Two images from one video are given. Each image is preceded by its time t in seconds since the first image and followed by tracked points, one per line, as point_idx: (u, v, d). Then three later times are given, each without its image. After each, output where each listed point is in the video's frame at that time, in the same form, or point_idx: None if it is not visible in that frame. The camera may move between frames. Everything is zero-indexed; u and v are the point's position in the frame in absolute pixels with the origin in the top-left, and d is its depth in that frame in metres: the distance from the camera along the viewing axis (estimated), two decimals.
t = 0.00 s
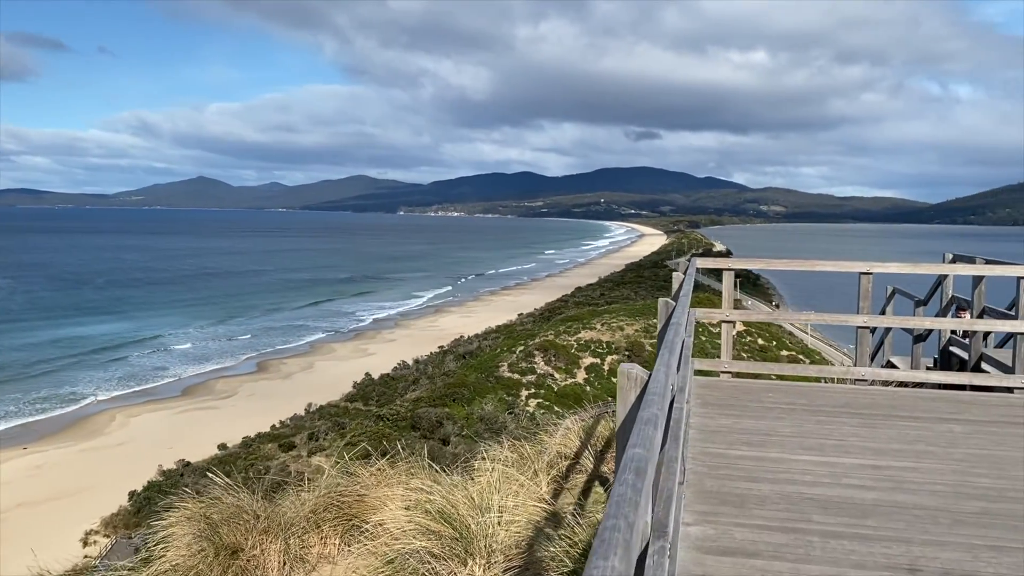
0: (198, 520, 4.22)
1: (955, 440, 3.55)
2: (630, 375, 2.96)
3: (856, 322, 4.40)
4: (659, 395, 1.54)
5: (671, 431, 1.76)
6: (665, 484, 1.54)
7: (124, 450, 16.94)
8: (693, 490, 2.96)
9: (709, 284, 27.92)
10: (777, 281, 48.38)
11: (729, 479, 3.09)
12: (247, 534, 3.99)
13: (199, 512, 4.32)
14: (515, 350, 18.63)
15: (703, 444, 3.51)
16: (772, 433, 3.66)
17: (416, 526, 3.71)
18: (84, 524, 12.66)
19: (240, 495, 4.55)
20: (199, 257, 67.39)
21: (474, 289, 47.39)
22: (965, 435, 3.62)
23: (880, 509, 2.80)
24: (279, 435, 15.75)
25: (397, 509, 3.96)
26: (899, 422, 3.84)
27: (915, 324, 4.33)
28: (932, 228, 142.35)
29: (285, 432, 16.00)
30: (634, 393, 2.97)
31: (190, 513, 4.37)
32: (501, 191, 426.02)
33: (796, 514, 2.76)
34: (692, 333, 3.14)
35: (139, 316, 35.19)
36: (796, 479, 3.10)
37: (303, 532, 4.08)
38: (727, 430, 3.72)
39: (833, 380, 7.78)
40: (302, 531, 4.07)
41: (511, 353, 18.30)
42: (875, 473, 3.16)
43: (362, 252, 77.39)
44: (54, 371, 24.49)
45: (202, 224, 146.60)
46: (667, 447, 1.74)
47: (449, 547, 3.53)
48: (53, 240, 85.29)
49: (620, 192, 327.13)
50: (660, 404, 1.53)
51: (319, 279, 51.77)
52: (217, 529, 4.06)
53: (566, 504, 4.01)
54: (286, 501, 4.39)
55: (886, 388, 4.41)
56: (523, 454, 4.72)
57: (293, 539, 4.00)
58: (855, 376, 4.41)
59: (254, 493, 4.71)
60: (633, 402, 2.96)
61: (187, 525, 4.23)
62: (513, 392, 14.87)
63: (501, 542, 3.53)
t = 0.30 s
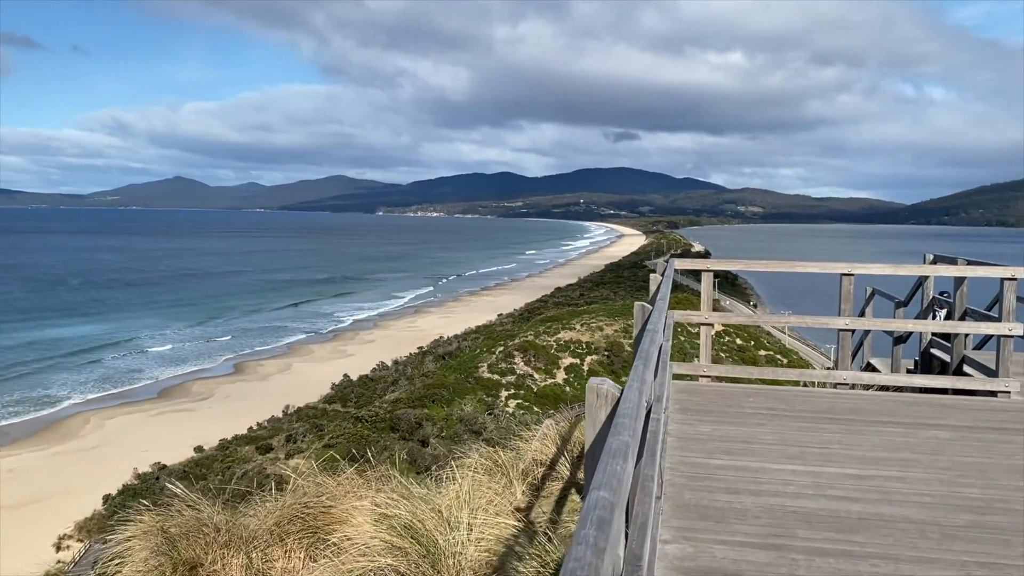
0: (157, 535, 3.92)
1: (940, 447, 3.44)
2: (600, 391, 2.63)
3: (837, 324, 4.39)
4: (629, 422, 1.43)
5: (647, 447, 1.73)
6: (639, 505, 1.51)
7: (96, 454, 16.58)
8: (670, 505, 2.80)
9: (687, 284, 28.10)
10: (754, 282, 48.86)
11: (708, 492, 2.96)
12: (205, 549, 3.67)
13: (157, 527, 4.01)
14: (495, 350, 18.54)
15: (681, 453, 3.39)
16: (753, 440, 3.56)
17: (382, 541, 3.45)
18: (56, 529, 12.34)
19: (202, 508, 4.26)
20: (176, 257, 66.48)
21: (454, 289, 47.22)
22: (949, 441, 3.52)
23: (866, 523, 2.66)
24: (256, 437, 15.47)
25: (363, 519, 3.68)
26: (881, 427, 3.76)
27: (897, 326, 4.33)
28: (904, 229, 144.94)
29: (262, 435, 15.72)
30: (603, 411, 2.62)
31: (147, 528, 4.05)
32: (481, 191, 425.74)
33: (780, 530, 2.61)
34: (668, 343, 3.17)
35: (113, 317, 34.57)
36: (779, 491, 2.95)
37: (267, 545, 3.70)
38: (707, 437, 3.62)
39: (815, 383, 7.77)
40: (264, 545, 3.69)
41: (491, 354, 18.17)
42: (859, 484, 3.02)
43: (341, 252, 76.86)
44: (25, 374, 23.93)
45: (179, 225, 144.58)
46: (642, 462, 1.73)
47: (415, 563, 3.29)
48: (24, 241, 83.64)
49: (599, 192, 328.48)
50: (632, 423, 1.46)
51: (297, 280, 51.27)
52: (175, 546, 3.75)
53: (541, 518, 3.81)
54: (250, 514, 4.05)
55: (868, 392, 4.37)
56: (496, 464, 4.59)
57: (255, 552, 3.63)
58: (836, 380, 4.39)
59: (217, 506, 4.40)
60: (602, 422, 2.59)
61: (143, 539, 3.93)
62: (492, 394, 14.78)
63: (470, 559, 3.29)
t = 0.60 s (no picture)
0: (117, 555, 3.72)
1: (931, 459, 3.28)
2: (572, 425, 1.98)
3: (823, 331, 4.38)
4: (606, 462, 1.08)
5: (625, 473, 1.61)
6: (615, 546, 1.37)
7: (75, 458, 16.28)
8: (653, 525, 2.56)
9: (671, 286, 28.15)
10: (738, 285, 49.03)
11: (693, 510, 2.70)
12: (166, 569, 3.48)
13: (118, 546, 3.81)
14: (479, 352, 18.46)
15: (662, 466, 3.16)
16: (737, 453, 3.35)
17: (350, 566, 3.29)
18: (35, 535, 12.10)
19: (165, 525, 4.04)
20: (158, 259, 65.80)
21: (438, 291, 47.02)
22: (942, 453, 3.35)
23: (857, 544, 2.44)
24: (238, 441, 15.27)
25: (334, 539, 3.49)
26: (870, 438, 3.59)
27: (884, 332, 4.32)
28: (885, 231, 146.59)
29: (244, 438, 15.53)
30: (574, 448, 1.99)
31: (107, 548, 3.84)
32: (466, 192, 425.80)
33: (768, 553, 2.39)
34: (650, 352, 2.87)
35: (94, 320, 34.11)
36: (764, 509, 2.73)
37: (231, 565, 3.49)
38: (690, 450, 3.39)
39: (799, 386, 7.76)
40: (230, 563, 3.48)
41: (476, 356, 18.06)
42: (848, 500, 2.82)
43: (325, 254, 76.49)
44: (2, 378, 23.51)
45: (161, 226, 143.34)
46: (620, 490, 1.61)
47: None
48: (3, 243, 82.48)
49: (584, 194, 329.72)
50: (614, 458, 1.14)
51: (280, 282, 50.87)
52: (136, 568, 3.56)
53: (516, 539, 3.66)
54: (215, 532, 3.85)
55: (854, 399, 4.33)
56: (474, 476, 4.45)
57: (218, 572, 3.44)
58: (822, 387, 4.35)
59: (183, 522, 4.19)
60: (576, 460, 1.97)
61: (103, 561, 3.70)
62: (476, 395, 14.70)
63: None
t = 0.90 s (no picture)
0: None
1: (929, 469, 3.24)
2: (534, 452, 1.92)
3: (813, 335, 4.35)
4: (568, 508, 0.93)
5: (603, 498, 1.52)
6: None
7: (57, 465, 15.97)
8: (636, 544, 2.50)
9: (658, 289, 28.21)
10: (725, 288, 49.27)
11: (678, 528, 2.64)
12: None
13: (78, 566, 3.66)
14: (467, 355, 18.35)
15: (645, 479, 3.09)
16: (725, 464, 3.30)
17: None
18: (17, 542, 11.87)
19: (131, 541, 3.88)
20: (142, 263, 65.12)
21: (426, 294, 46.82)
22: (937, 464, 3.31)
23: (852, 563, 2.40)
24: (224, 446, 15.07)
25: (304, 557, 3.33)
26: (863, 447, 3.55)
27: (873, 337, 4.30)
28: (869, 233, 147.95)
29: (231, 443, 15.34)
30: (538, 480, 1.93)
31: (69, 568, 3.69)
32: (453, 195, 425.57)
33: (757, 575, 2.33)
34: (633, 360, 2.79)
35: (77, 325, 33.64)
36: (754, 526, 2.68)
37: None
38: (675, 461, 3.33)
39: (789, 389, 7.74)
40: None
41: (464, 359, 17.96)
42: (846, 514, 2.78)
43: (312, 258, 76.06)
44: None
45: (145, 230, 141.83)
46: (598, 513, 1.53)
47: None
48: None
49: (571, 196, 330.38)
50: (575, 503, 1.00)
51: (267, 286, 50.45)
52: None
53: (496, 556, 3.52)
54: (181, 549, 3.70)
55: (844, 405, 4.30)
56: (453, 486, 4.33)
57: None
58: (812, 394, 4.32)
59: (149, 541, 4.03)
60: (537, 495, 1.92)
61: None
62: (464, 399, 14.60)
63: None
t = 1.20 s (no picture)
0: None
1: (927, 485, 3.19)
2: (494, 507, 1.33)
3: (805, 344, 4.31)
4: None
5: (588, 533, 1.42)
6: None
7: (43, 472, 15.73)
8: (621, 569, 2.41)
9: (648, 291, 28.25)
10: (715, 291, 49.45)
11: (666, 553, 2.56)
12: None
13: None
14: (457, 359, 18.27)
15: (630, 497, 3.03)
16: (716, 481, 3.23)
17: None
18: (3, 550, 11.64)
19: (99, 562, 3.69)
20: (129, 268, 64.52)
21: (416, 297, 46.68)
22: (937, 479, 3.27)
23: None
24: (213, 451, 14.89)
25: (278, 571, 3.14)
26: (858, 461, 3.50)
27: (867, 344, 4.26)
28: (855, 235, 149.17)
29: (220, 448, 15.15)
30: (496, 542, 1.33)
31: None
32: (443, 198, 425.34)
33: None
34: (618, 372, 2.69)
35: (63, 330, 33.22)
36: (748, 549, 2.59)
37: None
38: (664, 478, 3.26)
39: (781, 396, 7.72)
40: None
41: (453, 363, 17.88)
42: (842, 534, 2.71)
43: (300, 261, 75.69)
44: None
45: (132, 234, 140.51)
46: (581, 549, 1.43)
47: None
48: None
49: (560, 199, 330.77)
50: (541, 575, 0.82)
51: (256, 290, 50.12)
52: None
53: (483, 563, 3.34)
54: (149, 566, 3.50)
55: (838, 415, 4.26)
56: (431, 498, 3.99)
57: None
58: (806, 404, 4.28)
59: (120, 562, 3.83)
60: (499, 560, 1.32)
61: None
62: (454, 402, 14.51)
63: None
